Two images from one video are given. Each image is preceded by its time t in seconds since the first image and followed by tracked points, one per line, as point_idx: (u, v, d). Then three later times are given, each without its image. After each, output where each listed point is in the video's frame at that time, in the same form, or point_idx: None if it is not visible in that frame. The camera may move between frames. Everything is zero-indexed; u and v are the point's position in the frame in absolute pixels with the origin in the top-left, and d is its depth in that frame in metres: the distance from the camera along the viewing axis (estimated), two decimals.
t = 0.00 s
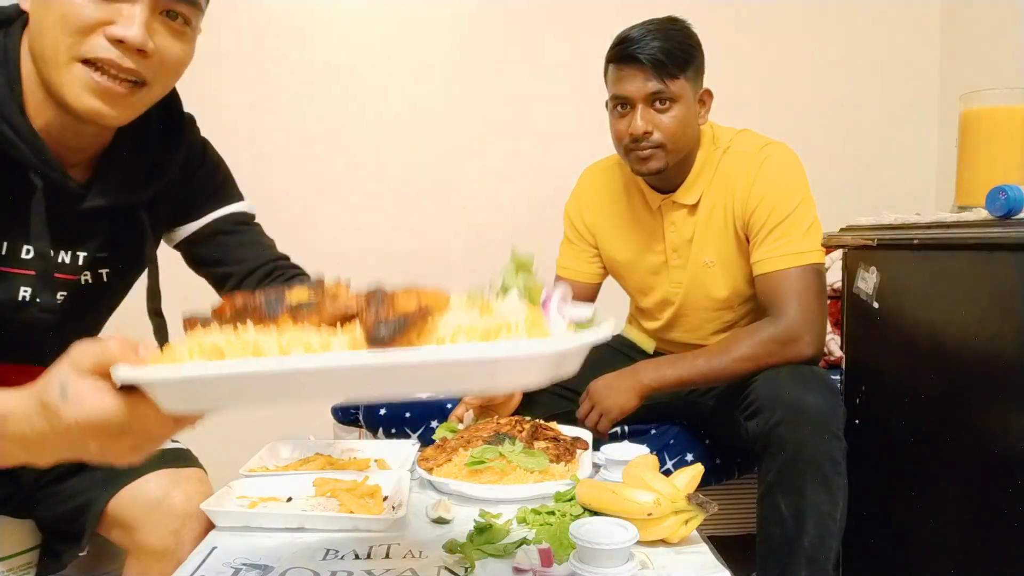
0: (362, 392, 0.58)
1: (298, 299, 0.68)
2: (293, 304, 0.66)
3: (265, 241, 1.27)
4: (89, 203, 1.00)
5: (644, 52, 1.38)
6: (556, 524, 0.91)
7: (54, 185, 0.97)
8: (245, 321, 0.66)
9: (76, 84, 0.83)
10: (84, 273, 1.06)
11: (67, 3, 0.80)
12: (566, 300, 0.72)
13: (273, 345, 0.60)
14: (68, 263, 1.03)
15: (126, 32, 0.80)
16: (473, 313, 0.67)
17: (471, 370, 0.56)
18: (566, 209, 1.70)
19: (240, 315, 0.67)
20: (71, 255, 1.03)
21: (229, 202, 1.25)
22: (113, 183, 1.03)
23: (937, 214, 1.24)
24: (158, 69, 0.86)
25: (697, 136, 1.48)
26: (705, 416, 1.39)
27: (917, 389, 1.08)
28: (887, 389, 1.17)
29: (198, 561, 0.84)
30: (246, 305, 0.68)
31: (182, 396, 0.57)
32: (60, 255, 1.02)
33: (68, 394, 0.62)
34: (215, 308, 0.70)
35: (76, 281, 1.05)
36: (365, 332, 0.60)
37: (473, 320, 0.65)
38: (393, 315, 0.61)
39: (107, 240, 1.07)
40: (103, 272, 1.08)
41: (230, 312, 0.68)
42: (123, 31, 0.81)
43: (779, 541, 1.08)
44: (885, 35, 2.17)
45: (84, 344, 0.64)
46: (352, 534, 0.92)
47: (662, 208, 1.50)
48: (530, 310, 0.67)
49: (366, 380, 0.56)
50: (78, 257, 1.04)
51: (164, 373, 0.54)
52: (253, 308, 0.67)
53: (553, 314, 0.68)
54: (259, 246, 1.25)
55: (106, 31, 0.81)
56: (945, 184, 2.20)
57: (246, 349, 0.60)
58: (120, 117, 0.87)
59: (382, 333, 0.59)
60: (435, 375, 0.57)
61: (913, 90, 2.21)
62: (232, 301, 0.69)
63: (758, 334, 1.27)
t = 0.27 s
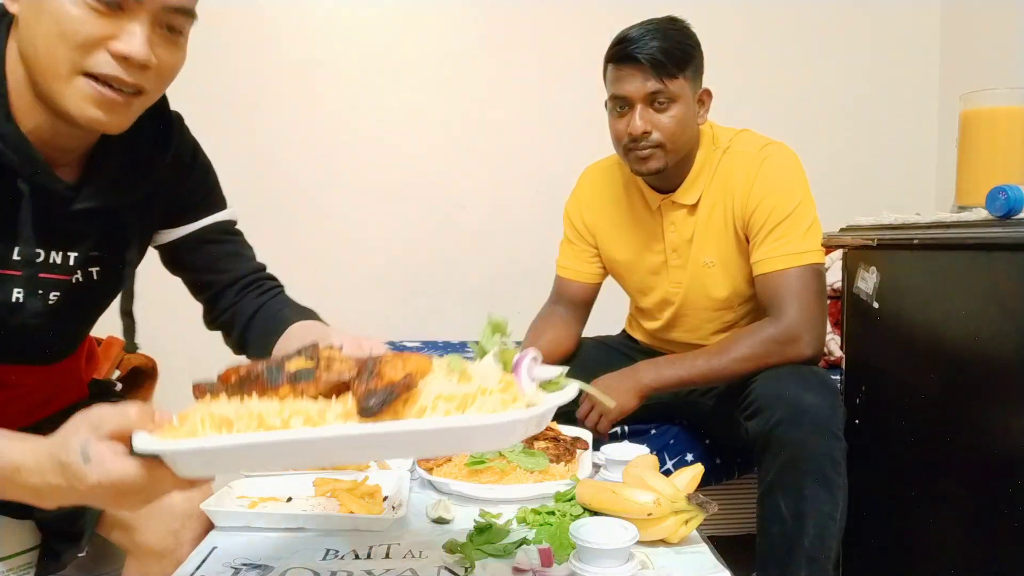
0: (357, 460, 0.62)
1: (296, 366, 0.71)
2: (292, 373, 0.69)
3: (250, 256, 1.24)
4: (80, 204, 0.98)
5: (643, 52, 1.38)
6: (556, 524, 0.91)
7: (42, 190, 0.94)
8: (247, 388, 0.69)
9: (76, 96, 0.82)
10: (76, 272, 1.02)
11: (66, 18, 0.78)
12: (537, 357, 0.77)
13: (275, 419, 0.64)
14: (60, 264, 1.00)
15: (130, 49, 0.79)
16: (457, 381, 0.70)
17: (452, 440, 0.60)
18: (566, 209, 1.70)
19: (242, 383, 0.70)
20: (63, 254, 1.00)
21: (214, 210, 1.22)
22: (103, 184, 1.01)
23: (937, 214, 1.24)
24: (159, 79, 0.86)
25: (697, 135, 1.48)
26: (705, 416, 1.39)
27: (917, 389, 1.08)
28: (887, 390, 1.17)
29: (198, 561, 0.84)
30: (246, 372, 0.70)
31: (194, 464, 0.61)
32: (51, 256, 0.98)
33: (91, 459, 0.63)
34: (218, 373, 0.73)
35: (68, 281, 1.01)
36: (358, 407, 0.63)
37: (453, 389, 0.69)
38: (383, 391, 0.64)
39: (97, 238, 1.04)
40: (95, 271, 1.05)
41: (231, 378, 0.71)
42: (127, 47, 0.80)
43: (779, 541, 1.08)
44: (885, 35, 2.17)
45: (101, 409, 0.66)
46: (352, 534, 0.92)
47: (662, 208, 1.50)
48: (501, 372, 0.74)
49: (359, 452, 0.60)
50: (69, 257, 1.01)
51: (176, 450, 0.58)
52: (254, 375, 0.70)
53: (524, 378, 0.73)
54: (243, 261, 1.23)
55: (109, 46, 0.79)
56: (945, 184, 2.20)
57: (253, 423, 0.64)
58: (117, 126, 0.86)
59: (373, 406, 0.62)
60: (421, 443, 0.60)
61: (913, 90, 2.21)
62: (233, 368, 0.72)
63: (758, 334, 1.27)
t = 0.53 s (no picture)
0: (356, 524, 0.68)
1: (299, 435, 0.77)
2: (296, 441, 0.76)
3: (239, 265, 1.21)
4: (71, 215, 0.97)
5: (643, 52, 1.37)
6: (556, 524, 0.91)
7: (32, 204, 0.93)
8: (254, 452, 0.75)
9: (91, 117, 0.82)
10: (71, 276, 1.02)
11: (84, 46, 0.77)
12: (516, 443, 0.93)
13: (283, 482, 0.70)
14: (53, 271, 0.99)
15: (148, 73, 0.80)
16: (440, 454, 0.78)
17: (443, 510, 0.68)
18: (566, 209, 1.70)
19: (250, 447, 0.76)
20: (56, 262, 0.99)
21: (206, 215, 1.19)
22: (94, 192, 0.99)
23: (937, 214, 1.24)
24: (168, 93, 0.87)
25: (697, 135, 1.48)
26: (704, 416, 1.39)
27: (917, 389, 1.08)
28: (887, 390, 1.17)
29: (197, 562, 0.84)
30: (251, 436, 0.77)
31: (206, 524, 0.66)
32: (44, 264, 0.98)
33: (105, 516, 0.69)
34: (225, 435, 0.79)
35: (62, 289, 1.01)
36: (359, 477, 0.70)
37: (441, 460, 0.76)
38: (382, 462, 0.71)
39: (89, 245, 1.03)
40: (88, 274, 1.04)
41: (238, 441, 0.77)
42: (144, 71, 0.80)
43: (779, 541, 1.08)
44: (885, 35, 2.17)
45: (114, 470, 0.73)
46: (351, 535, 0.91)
47: (662, 208, 1.50)
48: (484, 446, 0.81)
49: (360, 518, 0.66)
50: (62, 264, 1.00)
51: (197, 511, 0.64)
52: (261, 441, 0.76)
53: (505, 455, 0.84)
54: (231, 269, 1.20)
55: (126, 71, 0.79)
56: (945, 185, 2.20)
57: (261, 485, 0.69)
58: (129, 141, 0.88)
59: (374, 480, 0.69)
60: (414, 513, 0.67)
61: (912, 90, 2.21)
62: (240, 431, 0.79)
63: (758, 334, 1.27)
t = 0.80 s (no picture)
0: None
1: (303, 488, 0.80)
2: (300, 496, 0.78)
3: (233, 263, 1.22)
4: (59, 216, 0.96)
5: (643, 51, 1.37)
6: (556, 524, 0.91)
7: (21, 205, 0.93)
8: (258, 503, 0.79)
9: (81, 120, 0.83)
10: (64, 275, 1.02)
11: (72, 53, 0.77)
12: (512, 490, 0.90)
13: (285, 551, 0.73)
14: (44, 270, 0.99)
15: (135, 77, 0.81)
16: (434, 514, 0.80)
17: None
18: (566, 209, 1.70)
19: (256, 497, 0.79)
20: (48, 261, 1.00)
21: (196, 213, 1.19)
22: (82, 193, 0.99)
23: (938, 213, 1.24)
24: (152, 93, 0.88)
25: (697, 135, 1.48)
26: (704, 416, 1.39)
27: (917, 389, 1.08)
28: (887, 390, 1.17)
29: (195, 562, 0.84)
30: (258, 486, 0.80)
31: None
32: (35, 263, 0.98)
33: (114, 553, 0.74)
34: (232, 475, 0.83)
35: (55, 287, 1.01)
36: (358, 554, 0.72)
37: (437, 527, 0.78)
38: (383, 536, 0.74)
39: (82, 244, 1.03)
40: (80, 272, 1.04)
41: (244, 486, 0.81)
42: (131, 75, 0.80)
43: (779, 541, 1.08)
44: (885, 35, 2.17)
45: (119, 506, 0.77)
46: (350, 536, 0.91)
47: (662, 208, 1.50)
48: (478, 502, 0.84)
49: None
50: (54, 263, 1.00)
51: None
52: (266, 493, 0.79)
53: (496, 516, 0.84)
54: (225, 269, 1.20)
55: (113, 75, 0.80)
56: (945, 185, 2.20)
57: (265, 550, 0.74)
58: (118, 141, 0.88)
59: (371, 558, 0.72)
60: None
61: (912, 90, 2.21)
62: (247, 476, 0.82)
63: (758, 334, 1.27)
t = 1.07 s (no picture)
0: None
1: (302, 498, 0.78)
2: (299, 506, 0.77)
3: (211, 247, 1.19)
4: (36, 203, 0.98)
5: (643, 51, 1.37)
6: (556, 524, 0.91)
7: None
8: (256, 514, 0.78)
9: (48, 105, 0.83)
10: (47, 265, 1.02)
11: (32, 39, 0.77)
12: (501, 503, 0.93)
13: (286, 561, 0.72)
14: (27, 260, 1.00)
15: (99, 61, 0.80)
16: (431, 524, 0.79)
17: None
18: (566, 209, 1.70)
19: (255, 508, 0.78)
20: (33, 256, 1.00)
21: (169, 202, 1.16)
22: (55, 182, 1.01)
23: (938, 213, 1.24)
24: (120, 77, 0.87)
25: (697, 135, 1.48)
26: (704, 416, 1.39)
27: (917, 390, 1.08)
28: (887, 390, 1.17)
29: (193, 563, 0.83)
30: (257, 496, 0.79)
31: None
32: (16, 253, 0.99)
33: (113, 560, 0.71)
34: (229, 485, 0.82)
35: (37, 278, 1.01)
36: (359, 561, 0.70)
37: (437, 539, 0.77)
38: (382, 544, 0.72)
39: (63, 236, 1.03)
40: (64, 263, 1.05)
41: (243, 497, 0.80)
42: (94, 59, 0.80)
43: (779, 541, 1.08)
44: (884, 35, 2.17)
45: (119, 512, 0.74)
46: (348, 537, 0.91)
47: (662, 208, 1.50)
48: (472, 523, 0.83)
49: None
50: (35, 253, 1.01)
51: None
52: (265, 503, 0.78)
53: (489, 526, 0.85)
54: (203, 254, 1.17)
55: (77, 59, 0.80)
56: (945, 185, 2.20)
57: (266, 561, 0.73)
58: (89, 126, 0.89)
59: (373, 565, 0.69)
60: None
61: (912, 90, 2.21)
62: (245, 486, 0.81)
63: (758, 334, 1.27)
